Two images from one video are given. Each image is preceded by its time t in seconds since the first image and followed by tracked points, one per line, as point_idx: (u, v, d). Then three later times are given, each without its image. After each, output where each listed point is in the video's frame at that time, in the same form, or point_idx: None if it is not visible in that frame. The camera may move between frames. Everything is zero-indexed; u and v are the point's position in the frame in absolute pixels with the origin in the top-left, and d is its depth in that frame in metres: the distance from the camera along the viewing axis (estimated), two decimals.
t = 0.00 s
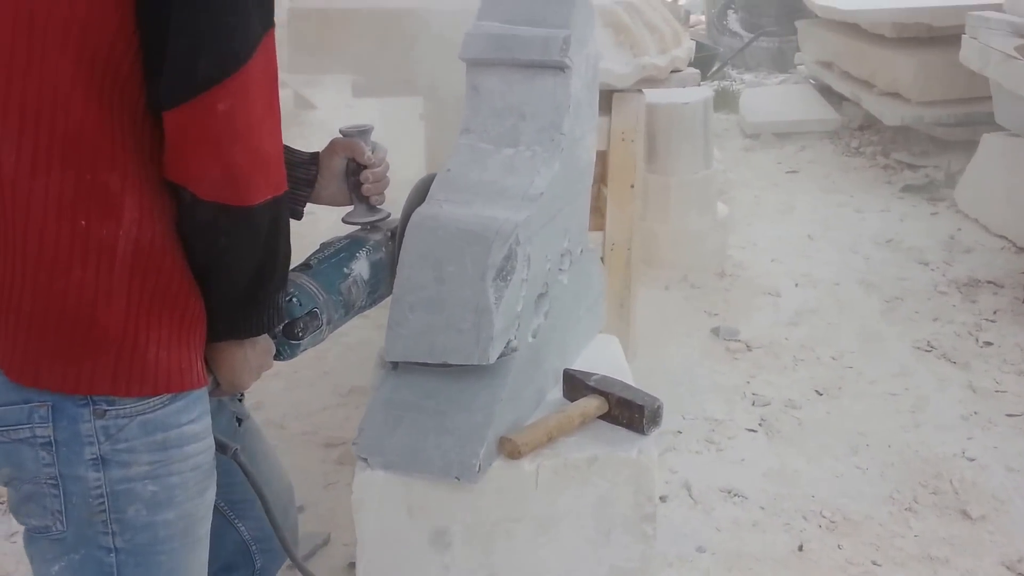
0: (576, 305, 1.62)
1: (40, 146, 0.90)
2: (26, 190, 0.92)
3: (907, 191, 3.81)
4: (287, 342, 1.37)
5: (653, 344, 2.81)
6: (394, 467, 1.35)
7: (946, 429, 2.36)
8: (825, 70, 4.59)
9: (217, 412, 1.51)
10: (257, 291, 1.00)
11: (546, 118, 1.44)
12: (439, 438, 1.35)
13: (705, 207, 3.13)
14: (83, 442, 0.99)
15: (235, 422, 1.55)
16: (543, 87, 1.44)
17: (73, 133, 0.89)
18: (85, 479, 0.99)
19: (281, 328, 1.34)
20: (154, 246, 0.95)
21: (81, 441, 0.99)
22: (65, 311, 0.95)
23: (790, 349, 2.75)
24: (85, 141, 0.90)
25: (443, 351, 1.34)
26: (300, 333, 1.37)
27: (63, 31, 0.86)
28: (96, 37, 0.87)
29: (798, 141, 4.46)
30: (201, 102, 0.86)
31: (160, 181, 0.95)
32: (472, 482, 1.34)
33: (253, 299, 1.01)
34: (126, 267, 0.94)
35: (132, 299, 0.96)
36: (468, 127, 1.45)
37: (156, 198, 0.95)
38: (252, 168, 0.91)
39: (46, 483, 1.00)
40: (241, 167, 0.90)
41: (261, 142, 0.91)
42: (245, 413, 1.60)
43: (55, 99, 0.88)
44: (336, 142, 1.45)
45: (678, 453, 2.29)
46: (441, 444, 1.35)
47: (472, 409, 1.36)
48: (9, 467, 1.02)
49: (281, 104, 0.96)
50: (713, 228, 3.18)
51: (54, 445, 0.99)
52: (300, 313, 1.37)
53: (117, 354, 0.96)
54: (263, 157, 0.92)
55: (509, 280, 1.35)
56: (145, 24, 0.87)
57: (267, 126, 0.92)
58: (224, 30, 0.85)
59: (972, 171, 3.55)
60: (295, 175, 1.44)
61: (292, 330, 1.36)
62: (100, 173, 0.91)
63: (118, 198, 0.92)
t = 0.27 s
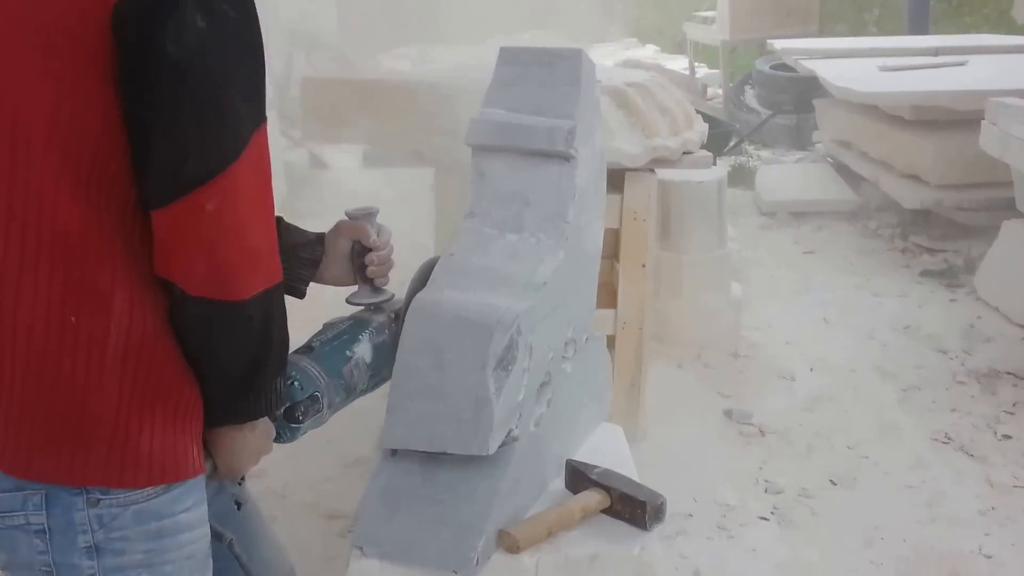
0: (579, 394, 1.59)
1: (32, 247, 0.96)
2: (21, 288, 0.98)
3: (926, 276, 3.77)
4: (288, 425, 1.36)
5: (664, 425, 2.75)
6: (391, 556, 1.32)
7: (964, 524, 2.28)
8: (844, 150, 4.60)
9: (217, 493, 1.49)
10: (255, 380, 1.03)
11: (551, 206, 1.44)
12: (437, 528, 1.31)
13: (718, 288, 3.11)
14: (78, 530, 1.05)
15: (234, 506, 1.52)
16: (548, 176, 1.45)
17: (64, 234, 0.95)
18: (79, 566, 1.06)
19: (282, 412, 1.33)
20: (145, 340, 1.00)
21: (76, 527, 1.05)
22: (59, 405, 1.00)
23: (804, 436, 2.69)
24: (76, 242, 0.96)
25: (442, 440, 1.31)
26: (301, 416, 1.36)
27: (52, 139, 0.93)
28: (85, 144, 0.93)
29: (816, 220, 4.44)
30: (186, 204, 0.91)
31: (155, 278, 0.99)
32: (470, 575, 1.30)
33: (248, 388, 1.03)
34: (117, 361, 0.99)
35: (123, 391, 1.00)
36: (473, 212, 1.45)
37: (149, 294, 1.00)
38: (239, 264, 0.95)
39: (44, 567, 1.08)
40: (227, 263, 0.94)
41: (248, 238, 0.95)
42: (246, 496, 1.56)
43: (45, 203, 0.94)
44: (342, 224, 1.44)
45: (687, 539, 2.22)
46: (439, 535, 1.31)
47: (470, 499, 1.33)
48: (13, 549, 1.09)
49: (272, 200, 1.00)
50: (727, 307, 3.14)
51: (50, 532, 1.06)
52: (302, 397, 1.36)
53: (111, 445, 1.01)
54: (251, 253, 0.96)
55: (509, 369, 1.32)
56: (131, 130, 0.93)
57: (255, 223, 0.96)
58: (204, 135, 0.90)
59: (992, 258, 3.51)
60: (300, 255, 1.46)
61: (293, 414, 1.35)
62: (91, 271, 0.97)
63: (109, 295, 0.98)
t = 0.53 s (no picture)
0: (573, 460, 1.59)
1: (27, 311, 1.02)
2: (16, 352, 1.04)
3: (927, 344, 3.78)
4: (283, 487, 1.40)
5: (663, 491, 2.73)
6: None
7: None
8: (846, 216, 4.65)
9: (207, 551, 1.49)
10: (247, 439, 1.08)
11: (547, 273, 1.47)
12: None
13: (718, 354, 3.11)
14: None
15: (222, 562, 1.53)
16: (544, 244, 1.48)
17: (59, 299, 1.01)
18: None
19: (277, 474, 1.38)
20: (138, 404, 1.05)
21: None
22: (52, 467, 1.05)
23: (803, 504, 2.68)
24: (71, 308, 1.02)
25: (436, 505, 1.32)
26: (296, 479, 1.41)
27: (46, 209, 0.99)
28: (79, 213, 0.99)
29: (819, 287, 4.46)
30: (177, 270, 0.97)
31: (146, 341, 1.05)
32: None
33: (238, 447, 1.08)
34: (109, 421, 1.05)
35: (115, 453, 1.06)
36: (471, 278, 1.48)
37: (141, 355, 1.06)
38: (227, 328, 1.00)
39: None
40: (215, 325, 1.00)
41: (236, 301, 1.01)
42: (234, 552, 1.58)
43: (41, 269, 1.01)
44: (340, 289, 1.50)
45: None
46: None
47: (464, 564, 1.33)
48: None
49: (260, 261, 1.05)
50: (728, 374, 3.14)
51: None
52: (297, 459, 1.41)
53: (103, 503, 1.06)
54: (238, 315, 1.01)
55: (504, 435, 1.33)
56: (123, 205, 0.99)
57: (243, 286, 1.02)
58: (193, 203, 0.96)
59: (993, 327, 3.52)
60: (299, 319, 1.49)
61: (288, 476, 1.40)
62: (85, 335, 1.03)
63: (102, 358, 1.03)
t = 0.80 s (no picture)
0: (562, 479, 1.64)
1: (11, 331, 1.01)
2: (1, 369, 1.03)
3: (915, 370, 3.84)
4: (274, 505, 1.41)
5: (654, 514, 2.77)
6: None
7: None
8: (837, 244, 4.73)
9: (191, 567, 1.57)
10: (235, 456, 1.07)
11: (536, 297, 1.52)
12: None
13: (710, 381, 3.16)
14: None
15: None
16: (534, 268, 1.54)
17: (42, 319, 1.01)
18: None
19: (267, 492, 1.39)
20: (124, 419, 1.05)
21: None
22: (38, 482, 1.05)
23: (790, 528, 2.72)
24: (57, 327, 1.01)
25: (429, 519, 1.36)
26: (286, 497, 1.42)
27: (30, 228, 0.98)
28: (63, 232, 0.98)
29: (809, 313, 4.52)
30: (160, 292, 0.96)
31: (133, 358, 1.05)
32: None
33: (226, 464, 1.07)
34: (95, 439, 1.04)
35: (101, 468, 1.05)
36: (463, 301, 1.54)
37: (128, 373, 1.05)
38: (211, 347, 1.00)
39: None
40: (199, 344, 0.99)
41: (220, 322, 1.00)
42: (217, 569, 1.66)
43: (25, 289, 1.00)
44: (330, 314, 1.54)
45: None
46: None
47: None
48: None
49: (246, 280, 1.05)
50: (717, 400, 3.19)
51: None
52: (287, 478, 1.42)
53: (90, 521, 1.06)
54: (223, 335, 1.01)
55: (494, 453, 1.38)
56: (109, 221, 0.98)
57: (228, 305, 1.01)
58: (177, 224, 0.95)
59: (980, 354, 3.57)
60: (290, 341, 1.52)
61: (278, 494, 1.41)
62: (71, 353, 1.02)
63: (88, 376, 1.03)
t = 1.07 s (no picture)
0: (547, 472, 1.70)
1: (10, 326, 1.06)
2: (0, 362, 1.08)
3: (900, 372, 3.90)
4: (263, 498, 1.46)
5: (641, 514, 2.82)
6: None
7: None
8: (824, 248, 4.79)
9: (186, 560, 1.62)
10: (225, 449, 1.12)
11: (522, 296, 1.58)
12: None
13: (696, 381, 3.24)
14: None
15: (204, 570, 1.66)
16: (520, 268, 1.59)
17: (41, 315, 1.06)
18: None
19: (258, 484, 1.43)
20: (118, 412, 1.10)
21: None
22: (37, 471, 1.09)
23: (774, 526, 2.78)
24: (55, 322, 1.06)
25: (419, 509, 1.42)
26: (275, 490, 1.46)
27: (29, 227, 1.03)
28: (61, 231, 1.03)
29: (796, 316, 4.59)
30: (154, 291, 1.02)
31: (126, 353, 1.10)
32: None
33: (216, 457, 1.12)
34: (90, 431, 1.09)
35: (97, 459, 1.10)
36: (451, 301, 1.59)
37: (123, 368, 1.10)
38: (202, 344, 1.05)
39: None
40: (191, 341, 1.04)
41: (212, 320, 1.05)
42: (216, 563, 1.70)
43: (24, 286, 1.05)
44: (321, 314, 1.59)
45: None
46: None
47: (445, 564, 1.43)
48: None
49: (236, 280, 1.10)
50: (702, 401, 3.26)
51: None
52: (276, 471, 1.46)
53: (85, 510, 1.11)
54: (215, 332, 1.06)
55: (481, 445, 1.43)
56: (106, 221, 1.03)
57: (219, 304, 1.06)
58: (171, 225, 1.00)
59: (962, 356, 3.64)
60: (281, 340, 1.57)
61: (268, 487, 1.45)
62: (68, 347, 1.07)
63: (84, 370, 1.08)
